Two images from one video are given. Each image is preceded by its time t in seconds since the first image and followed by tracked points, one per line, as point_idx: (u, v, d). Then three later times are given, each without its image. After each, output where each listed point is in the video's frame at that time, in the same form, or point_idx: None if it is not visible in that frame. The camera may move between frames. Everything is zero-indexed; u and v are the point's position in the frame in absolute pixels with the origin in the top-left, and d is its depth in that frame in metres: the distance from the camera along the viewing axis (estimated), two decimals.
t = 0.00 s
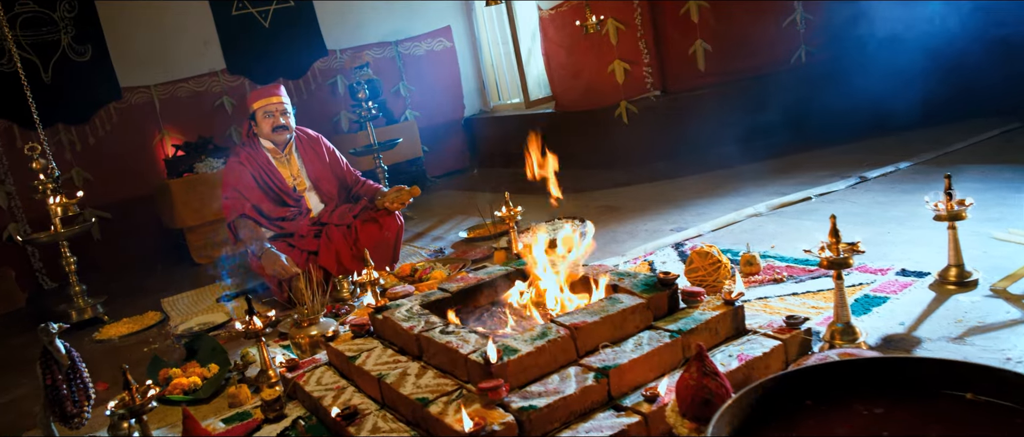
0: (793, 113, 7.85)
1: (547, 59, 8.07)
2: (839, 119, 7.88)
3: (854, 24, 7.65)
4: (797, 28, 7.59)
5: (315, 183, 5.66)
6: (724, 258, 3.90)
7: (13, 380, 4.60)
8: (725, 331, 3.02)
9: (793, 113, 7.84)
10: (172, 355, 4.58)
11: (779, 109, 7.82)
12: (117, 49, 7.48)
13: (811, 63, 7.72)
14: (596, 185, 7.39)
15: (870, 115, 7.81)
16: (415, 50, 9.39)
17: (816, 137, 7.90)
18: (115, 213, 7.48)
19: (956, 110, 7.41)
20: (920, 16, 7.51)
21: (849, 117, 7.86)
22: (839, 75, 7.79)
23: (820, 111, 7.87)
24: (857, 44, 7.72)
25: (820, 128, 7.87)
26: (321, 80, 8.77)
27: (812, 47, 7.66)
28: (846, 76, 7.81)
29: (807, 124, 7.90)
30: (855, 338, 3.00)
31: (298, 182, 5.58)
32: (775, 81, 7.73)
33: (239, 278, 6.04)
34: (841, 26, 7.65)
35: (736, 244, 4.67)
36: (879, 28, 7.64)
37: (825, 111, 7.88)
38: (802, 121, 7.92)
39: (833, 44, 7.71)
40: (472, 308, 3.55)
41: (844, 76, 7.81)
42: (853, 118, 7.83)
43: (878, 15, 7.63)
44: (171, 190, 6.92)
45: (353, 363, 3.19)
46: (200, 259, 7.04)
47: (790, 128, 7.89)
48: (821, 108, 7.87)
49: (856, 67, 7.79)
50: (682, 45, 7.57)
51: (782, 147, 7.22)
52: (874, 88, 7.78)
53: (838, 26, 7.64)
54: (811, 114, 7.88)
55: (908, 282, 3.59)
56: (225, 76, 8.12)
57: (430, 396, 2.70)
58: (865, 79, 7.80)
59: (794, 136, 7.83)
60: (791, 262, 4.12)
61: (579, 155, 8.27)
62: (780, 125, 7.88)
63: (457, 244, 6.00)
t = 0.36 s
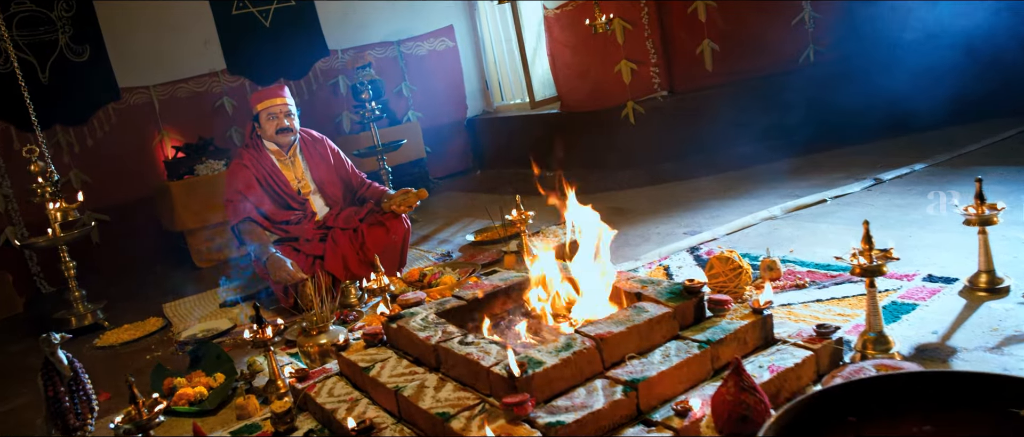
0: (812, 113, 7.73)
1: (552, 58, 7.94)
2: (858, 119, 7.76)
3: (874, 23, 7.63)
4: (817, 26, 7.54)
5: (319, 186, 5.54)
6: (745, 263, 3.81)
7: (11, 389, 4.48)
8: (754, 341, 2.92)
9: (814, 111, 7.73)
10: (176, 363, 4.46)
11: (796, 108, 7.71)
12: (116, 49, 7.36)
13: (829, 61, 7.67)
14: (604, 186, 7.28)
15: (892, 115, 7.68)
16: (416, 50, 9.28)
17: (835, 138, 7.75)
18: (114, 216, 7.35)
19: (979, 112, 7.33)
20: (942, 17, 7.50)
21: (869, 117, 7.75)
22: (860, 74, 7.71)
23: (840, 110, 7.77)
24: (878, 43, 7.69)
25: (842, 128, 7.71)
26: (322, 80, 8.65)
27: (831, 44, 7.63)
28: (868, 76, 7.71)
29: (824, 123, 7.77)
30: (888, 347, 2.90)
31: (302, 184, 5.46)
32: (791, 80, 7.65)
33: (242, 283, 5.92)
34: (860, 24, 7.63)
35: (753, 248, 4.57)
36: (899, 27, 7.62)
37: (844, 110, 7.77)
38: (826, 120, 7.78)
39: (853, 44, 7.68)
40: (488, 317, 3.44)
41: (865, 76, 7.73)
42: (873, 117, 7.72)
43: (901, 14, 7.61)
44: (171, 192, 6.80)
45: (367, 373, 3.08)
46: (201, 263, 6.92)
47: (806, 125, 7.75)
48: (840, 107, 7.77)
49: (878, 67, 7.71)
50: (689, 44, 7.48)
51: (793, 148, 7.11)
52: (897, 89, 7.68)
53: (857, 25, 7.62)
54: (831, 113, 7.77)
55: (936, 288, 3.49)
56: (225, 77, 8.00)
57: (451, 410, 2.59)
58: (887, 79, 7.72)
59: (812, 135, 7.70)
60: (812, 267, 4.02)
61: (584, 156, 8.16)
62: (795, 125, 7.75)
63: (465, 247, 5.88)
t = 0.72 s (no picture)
0: (829, 115, 7.48)
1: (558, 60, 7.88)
2: (879, 121, 7.46)
3: (892, 22, 7.45)
4: (831, 26, 7.43)
5: (325, 191, 5.43)
6: (768, 273, 3.71)
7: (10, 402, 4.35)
8: (786, 356, 2.81)
9: (832, 112, 7.48)
10: (179, 375, 4.34)
11: (811, 108, 7.49)
12: (114, 51, 7.22)
13: (844, 62, 7.56)
14: (612, 190, 7.18)
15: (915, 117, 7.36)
16: (419, 52, 9.16)
17: (856, 141, 7.42)
18: (112, 220, 7.21)
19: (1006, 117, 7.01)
20: (969, 16, 7.19)
21: (890, 119, 7.44)
22: (881, 74, 7.43)
23: (860, 111, 7.47)
24: (897, 44, 7.48)
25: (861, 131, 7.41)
26: (324, 82, 8.52)
27: (845, 44, 7.53)
28: (888, 75, 7.43)
29: (844, 125, 7.49)
30: (926, 362, 2.79)
31: (307, 189, 5.35)
32: (806, 81, 7.49)
33: (246, 291, 5.80)
34: (877, 24, 7.48)
35: (772, 255, 4.47)
36: (921, 26, 7.37)
37: (865, 112, 7.46)
38: (845, 122, 7.49)
39: (870, 44, 7.55)
40: (505, 330, 3.33)
41: (886, 76, 7.44)
42: (895, 119, 7.40)
43: (922, 14, 7.38)
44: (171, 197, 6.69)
45: (384, 389, 2.95)
46: (202, 269, 6.79)
47: (822, 126, 7.49)
48: (861, 108, 7.46)
49: (900, 68, 7.43)
50: (697, 45, 7.37)
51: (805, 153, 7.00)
52: (921, 89, 7.36)
53: (873, 24, 7.48)
54: (850, 115, 7.48)
55: (967, 299, 3.38)
56: (225, 79, 7.86)
57: (475, 431, 2.48)
58: (911, 80, 7.40)
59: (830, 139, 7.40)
60: (835, 276, 3.92)
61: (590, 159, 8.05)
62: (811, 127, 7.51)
63: (473, 254, 5.76)
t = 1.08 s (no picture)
0: (846, 119, 7.49)
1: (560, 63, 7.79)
2: (900, 125, 7.44)
3: (909, 24, 7.37)
4: (847, 29, 7.34)
5: (328, 197, 5.26)
6: (790, 283, 3.61)
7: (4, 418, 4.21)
8: (820, 372, 2.70)
9: (851, 117, 7.48)
10: (181, 389, 4.20)
11: (829, 114, 7.48)
12: (108, 53, 7.07)
13: (860, 64, 7.46)
14: (617, 195, 7.07)
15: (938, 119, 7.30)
16: (419, 54, 9.03)
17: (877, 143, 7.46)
18: (107, 226, 7.05)
19: None
20: (995, 14, 7.07)
21: (911, 122, 7.42)
22: (901, 77, 7.42)
23: (880, 114, 7.47)
24: (915, 45, 7.40)
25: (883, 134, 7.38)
26: (323, 85, 8.38)
27: (861, 48, 7.44)
28: (906, 78, 7.42)
29: (863, 129, 7.48)
30: (964, 379, 2.69)
31: (310, 195, 5.18)
32: (821, 85, 7.43)
33: (247, 299, 5.67)
34: (894, 26, 7.38)
35: (790, 263, 4.36)
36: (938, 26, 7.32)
37: (886, 115, 7.48)
38: (865, 124, 7.49)
39: (888, 46, 7.43)
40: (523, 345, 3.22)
41: (904, 79, 7.43)
42: (919, 121, 7.36)
43: (940, 13, 7.33)
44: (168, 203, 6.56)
45: (400, 408, 2.83)
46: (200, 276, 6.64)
47: (841, 131, 7.49)
48: (880, 111, 7.47)
49: (918, 69, 7.40)
50: (702, 47, 7.26)
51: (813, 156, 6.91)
52: (942, 91, 7.33)
53: (890, 26, 7.37)
54: (870, 118, 7.49)
55: (998, 311, 3.28)
56: (223, 81, 7.72)
57: None
58: (930, 82, 7.39)
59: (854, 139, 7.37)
60: (858, 286, 3.81)
61: (595, 163, 7.93)
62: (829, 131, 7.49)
63: (479, 261, 5.64)
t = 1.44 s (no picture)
0: (858, 118, 7.31)
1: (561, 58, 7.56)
2: (914, 123, 7.29)
3: (919, 22, 7.21)
4: (855, 30, 7.23)
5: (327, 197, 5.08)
6: (811, 287, 3.50)
7: None
8: (852, 383, 2.59)
9: (862, 117, 7.31)
10: (179, 397, 4.06)
11: (839, 114, 7.32)
12: (99, 49, 6.89)
13: (867, 64, 7.32)
14: (620, 194, 6.96)
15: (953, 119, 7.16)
16: (416, 51, 8.89)
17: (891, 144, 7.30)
18: (99, 227, 6.89)
19: None
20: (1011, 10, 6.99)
21: (924, 120, 7.27)
22: (913, 75, 7.26)
23: (892, 114, 7.30)
24: (926, 43, 7.25)
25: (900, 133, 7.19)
26: (319, 82, 8.22)
27: (868, 47, 7.31)
28: (917, 78, 7.26)
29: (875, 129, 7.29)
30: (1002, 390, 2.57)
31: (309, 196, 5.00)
32: (829, 84, 7.29)
33: (244, 302, 5.52)
34: (904, 25, 7.23)
35: (805, 265, 4.26)
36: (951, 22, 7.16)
37: (898, 113, 7.29)
38: (877, 124, 7.31)
39: (898, 45, 7.27)
40: (539, 353, 3.09)
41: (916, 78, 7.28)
42: (935, 119, 7.22)
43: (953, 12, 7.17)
44: (161, 203, 6.40)
45: (413, 421, 2.70)
46: (195, 278, 6.50)
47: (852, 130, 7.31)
48: (892, 111, 7.31)
49: (930, 67, 7.24)
50: (706, 44, 7.17)
51: (818, 155, 6.81)
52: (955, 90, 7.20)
53: (899, 26, 7.22)
54: (882, 118, 7.33)
55: None
56: (217, 79, 7.55)
57: None
58: (942, 81, 7.25)
59: (869, 139, 7.18)
60: (878, 290, 3.70)
61: (596, 162, 7.80)
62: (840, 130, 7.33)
63: (482, 263, 5.52)
